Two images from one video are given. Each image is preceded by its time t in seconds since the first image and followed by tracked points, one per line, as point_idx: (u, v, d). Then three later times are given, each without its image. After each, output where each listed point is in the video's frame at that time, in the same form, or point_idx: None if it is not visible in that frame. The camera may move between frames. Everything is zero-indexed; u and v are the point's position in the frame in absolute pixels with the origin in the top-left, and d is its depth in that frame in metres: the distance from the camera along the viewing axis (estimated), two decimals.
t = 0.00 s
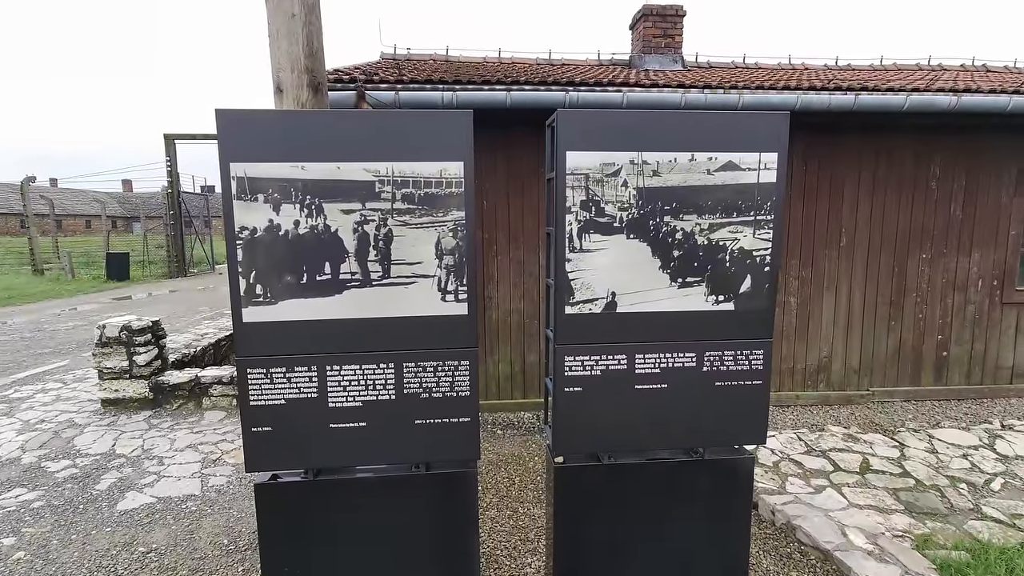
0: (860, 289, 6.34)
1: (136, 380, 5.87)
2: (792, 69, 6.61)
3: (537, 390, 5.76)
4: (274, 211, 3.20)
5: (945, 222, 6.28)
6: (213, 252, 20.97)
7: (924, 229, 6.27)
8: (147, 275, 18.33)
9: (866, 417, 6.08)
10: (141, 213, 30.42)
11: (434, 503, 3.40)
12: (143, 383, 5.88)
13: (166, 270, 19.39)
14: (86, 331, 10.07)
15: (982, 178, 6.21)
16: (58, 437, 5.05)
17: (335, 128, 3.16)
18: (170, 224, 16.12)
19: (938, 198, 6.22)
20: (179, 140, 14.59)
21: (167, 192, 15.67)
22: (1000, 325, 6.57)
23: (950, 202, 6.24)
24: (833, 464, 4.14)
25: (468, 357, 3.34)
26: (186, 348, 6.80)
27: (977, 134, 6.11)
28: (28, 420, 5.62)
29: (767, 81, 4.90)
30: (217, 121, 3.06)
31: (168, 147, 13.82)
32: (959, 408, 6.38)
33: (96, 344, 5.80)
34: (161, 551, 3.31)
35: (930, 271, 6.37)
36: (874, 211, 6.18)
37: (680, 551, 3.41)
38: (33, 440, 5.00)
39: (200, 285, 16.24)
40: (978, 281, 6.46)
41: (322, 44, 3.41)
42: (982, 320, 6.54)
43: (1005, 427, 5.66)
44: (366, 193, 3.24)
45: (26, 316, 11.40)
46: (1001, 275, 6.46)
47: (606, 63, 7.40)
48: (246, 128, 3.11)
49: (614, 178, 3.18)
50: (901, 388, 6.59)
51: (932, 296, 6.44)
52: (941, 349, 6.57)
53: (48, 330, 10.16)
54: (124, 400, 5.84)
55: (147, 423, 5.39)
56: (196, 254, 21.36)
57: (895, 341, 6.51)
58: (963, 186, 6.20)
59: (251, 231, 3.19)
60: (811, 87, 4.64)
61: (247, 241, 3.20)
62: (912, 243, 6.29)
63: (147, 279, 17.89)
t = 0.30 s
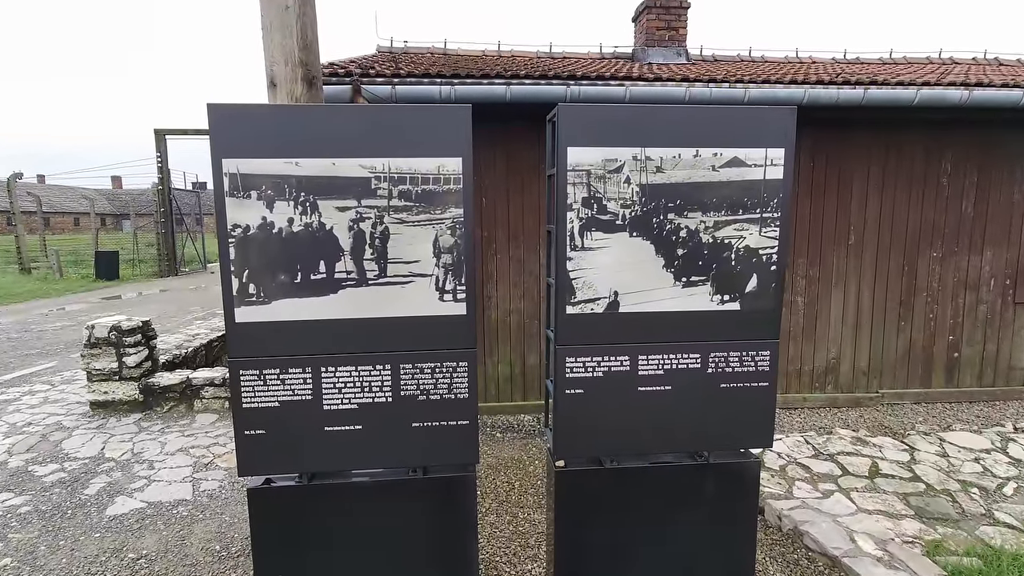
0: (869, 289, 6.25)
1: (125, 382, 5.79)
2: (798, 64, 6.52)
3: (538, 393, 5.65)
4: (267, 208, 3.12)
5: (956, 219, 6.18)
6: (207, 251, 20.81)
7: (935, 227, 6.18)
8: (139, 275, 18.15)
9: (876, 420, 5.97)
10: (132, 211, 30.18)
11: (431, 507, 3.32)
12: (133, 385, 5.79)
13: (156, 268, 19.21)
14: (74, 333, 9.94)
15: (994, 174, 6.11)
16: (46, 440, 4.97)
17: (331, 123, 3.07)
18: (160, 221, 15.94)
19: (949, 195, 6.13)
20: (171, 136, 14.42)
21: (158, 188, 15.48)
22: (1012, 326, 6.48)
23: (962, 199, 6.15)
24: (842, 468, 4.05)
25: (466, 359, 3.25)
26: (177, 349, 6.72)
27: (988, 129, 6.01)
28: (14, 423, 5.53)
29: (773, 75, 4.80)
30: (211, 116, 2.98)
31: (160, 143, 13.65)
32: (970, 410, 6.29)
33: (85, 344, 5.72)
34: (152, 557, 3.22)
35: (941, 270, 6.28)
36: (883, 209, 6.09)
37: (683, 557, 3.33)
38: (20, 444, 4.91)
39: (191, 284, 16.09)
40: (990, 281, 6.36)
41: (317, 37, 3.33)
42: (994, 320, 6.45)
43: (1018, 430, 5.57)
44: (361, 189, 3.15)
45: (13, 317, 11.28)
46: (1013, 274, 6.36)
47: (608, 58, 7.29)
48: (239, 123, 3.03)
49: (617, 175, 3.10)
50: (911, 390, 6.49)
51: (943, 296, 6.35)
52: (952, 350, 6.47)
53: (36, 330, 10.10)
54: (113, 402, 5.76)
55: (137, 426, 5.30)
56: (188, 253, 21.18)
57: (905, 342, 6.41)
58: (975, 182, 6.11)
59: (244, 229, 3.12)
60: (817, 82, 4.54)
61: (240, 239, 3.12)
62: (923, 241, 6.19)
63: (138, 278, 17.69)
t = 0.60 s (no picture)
0: (879, 288, 6.15)
1: (114, 385, 5.70)
2: (806, 57, 6.40)
3: (539, 395, 5.54)
4: (260, 205, 3.04)
5: (968, 217, 6.09)
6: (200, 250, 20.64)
7: (946, 225, 6.08)
8: (129, 274, 17.94)
9: (885, 423, 5.88)
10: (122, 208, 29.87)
11: (429, 512, 3.23)
12: (122, 387, 5.71)
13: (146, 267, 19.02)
14: (62, 333, 9.82)
15: (1007, 170, 6.02)
16: (32, 444, 4.89)
17: (325, 118, 2.99)
18: (149, 219, 15.75)
19: (961, 191, 6.03)
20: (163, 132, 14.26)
21: (149, 185, 15.30)
22: None
23: (974, 195, 6.05)
24: (850, 472, 3.96)
25: (465, 360, 3.17)
26: (167, 351, 6.63)
27: (1000, 124, 5.92)
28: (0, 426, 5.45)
29: (780, 69, 4.70)
30: (201, 110, 2.90)
31: (151, 139, 13.48)
32: (982, 413, 6.19)
33: (73, 346, 5.62)
34: (142, 564, 3.14)
35: (952, 269, 6.19)
36: (893, 206, 6.00)
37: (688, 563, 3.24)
38: (6, 447, 4.83)
39: (181, 282, 15.92)
40: (1002, 280, 6.27)
41: (311, 30, 3.24)
42: (1007, 321, 6.35)
43: None
44: (357, 186, 3.07)
45: None
46: None
47: (610, 51, 7.18)
48: (232, 118, 2.95)
49: (619, 171, 3.02)
50: (921, 392, 6.39)
51: (955, 295, 6.26)
52: (964, 350, 6.38)
53: (22, 330, 10.07)
54: (102, 404, 5.67)
55: (126, 429, 5.22)
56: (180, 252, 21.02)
57: (916, 343, 6.32)
58: (988, 179, 6.02)
59: (236, 226, 3.04)
60: (825, 76, 4.45)
61: (232, 237, 3.04)
62: (934, 239, 6.10)
63: (130, 277, 17.52)
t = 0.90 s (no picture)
0: (889, 287, 6.02)
1: (102, 386, 5.61)
2: (813, 50, 6.29)
3: (539, 397, 5.42)
4: (253, 202, 2.96)
5: (981, 213, 5.96)
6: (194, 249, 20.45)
7: (959, 222, 5.95)
8: (118, 272, 17.67)
9: (895, 426, 5.76)
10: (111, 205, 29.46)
11: (427, 517, 3.15)
12: (111, 389, 5.62)
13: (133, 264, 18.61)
14: (50, 334, 9.71)
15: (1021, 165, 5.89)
16: (18, 448, 4.80)
17: (320, 112, 2.91)
18: (138, 216, 15.51)
19: (973, 187, 5.90)
20: (154, 128, 14.08)
21: (138, 181, 15.07)
22: None
23: (986, 191, 5.92)
24: (860, 477, 3.87)
25: (463, 361, 3.08)
26: (157, 352, 6.52)
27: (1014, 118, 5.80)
28: None
29: (787, 61, 4.59)
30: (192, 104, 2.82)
31: (141, 134, 13.23)
32: (996, 415, 6.07)
33: (60, 346, 5.52)
34: (131, 571, 3.05)
35: (965, 267, 6.06)
36: (904, 203, 5.87)
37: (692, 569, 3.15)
38: None
39: (171, 281, 15.73)
40: (1016, 278, 6.14)
41: (306, 21, 3.15)
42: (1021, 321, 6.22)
43: None
44: (352, 182, 2.99)
45: None
46: None
47: (612, 44, 7.06)
48: (223, 112, 2.88)
49: (622, 167, 2.94)
50: (932, 394, 6.26)
51: (967, 295, 6.13)
52: (977, 351, 6.25)
53: (7, 330, 9.98)
54: (90, 407, 5.58)
55: (115, 432, 5.13)
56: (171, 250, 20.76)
57: (927, 344, 6.19)
58: (1001, 175, 5.89)
59: (228, 224, 2.96)
60: (833, 70, 4.35)
61: (224, 235, 2.96)
62: (945, 237, 5.97)
63: (117, 275, 17.25)
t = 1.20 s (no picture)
0: (899, 287, 5.91)
1: (90, 389, 5.53)
2: (822, 42, 6.19)
3: (539, 399, 5.32)
4: (245, 199, 2.88)
5: (994, 211, 5.84)
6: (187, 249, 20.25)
7: (971, 220, 5.84)
8: (107, 271, 17.31)
9: (907, 429, 5.65)
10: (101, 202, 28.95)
11: (424, 523, 3.06)
12: (99, 391, 5.53)
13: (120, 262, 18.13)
14: (36, 336, 9.58)
15: None
16: (4, 452, 4.71)
17: (314, 106, 2.83)
18: (128, 213, 15.22)
19: (986, 184, 5.78)
20: (143, 124, 13.86)
21: (128, 177, 14.78)
22: None
23: (1000, 189, 5.80)
24: (869, 481, 3.79)
25: (461, 362, 3.00)
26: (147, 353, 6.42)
27: None
28: None
29: (794, 54, 4.49)
30: (181, 98, 2.75)
31: (130, 128, 12.92)
32: (1009, 418, 5.95)
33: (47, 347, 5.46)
34: None
35: (977, 266, 5.95)
36: (915, 201, 5.75)
37: None
38: None
39: (162, 280, 15.54)
40: None
41: (300, 14, 3.07)
42: None
43: None
44: (347, 178, 2.90)
45: None
46: None
47: (614, 36, 6.96)
48: (215, 106, 2.80)
49: (625, 162, 2.85)
50: (944, 396, 6.14)
51: (979, 295, 6.01)
52: (989, 352, 6.13)
53: None
54: (78, 409, 5.49)
55: (104, 436, 5.04)
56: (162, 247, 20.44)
57: (938, 345, 6.07)
58: (1014, 172, 5.77)
59: (220, 221, 2.89)
60: (843, 63, 4.25)
61: (215, 233, 2.88)
62: (957, 235, 5.85)
63: (106, 274, 16.95)
